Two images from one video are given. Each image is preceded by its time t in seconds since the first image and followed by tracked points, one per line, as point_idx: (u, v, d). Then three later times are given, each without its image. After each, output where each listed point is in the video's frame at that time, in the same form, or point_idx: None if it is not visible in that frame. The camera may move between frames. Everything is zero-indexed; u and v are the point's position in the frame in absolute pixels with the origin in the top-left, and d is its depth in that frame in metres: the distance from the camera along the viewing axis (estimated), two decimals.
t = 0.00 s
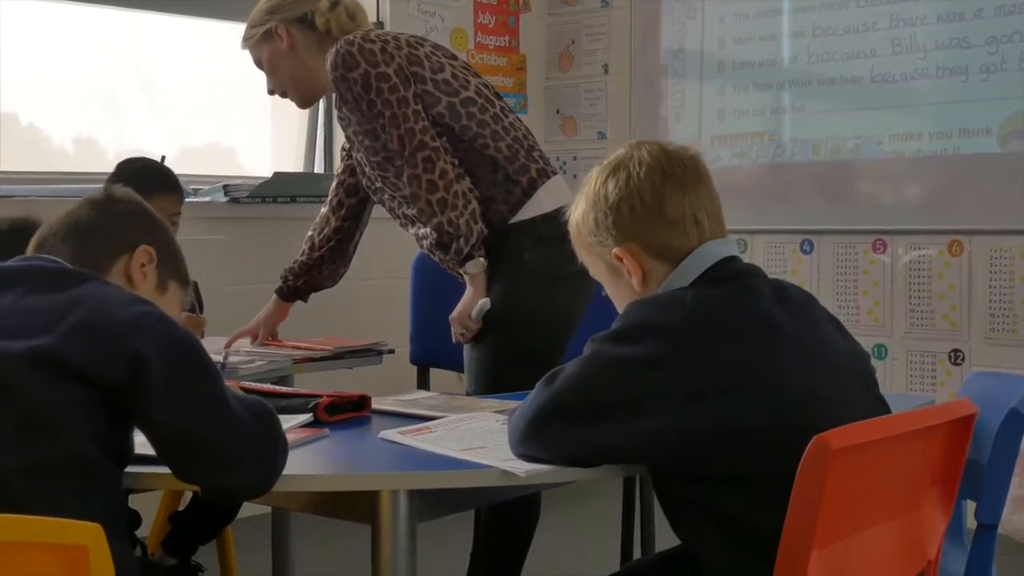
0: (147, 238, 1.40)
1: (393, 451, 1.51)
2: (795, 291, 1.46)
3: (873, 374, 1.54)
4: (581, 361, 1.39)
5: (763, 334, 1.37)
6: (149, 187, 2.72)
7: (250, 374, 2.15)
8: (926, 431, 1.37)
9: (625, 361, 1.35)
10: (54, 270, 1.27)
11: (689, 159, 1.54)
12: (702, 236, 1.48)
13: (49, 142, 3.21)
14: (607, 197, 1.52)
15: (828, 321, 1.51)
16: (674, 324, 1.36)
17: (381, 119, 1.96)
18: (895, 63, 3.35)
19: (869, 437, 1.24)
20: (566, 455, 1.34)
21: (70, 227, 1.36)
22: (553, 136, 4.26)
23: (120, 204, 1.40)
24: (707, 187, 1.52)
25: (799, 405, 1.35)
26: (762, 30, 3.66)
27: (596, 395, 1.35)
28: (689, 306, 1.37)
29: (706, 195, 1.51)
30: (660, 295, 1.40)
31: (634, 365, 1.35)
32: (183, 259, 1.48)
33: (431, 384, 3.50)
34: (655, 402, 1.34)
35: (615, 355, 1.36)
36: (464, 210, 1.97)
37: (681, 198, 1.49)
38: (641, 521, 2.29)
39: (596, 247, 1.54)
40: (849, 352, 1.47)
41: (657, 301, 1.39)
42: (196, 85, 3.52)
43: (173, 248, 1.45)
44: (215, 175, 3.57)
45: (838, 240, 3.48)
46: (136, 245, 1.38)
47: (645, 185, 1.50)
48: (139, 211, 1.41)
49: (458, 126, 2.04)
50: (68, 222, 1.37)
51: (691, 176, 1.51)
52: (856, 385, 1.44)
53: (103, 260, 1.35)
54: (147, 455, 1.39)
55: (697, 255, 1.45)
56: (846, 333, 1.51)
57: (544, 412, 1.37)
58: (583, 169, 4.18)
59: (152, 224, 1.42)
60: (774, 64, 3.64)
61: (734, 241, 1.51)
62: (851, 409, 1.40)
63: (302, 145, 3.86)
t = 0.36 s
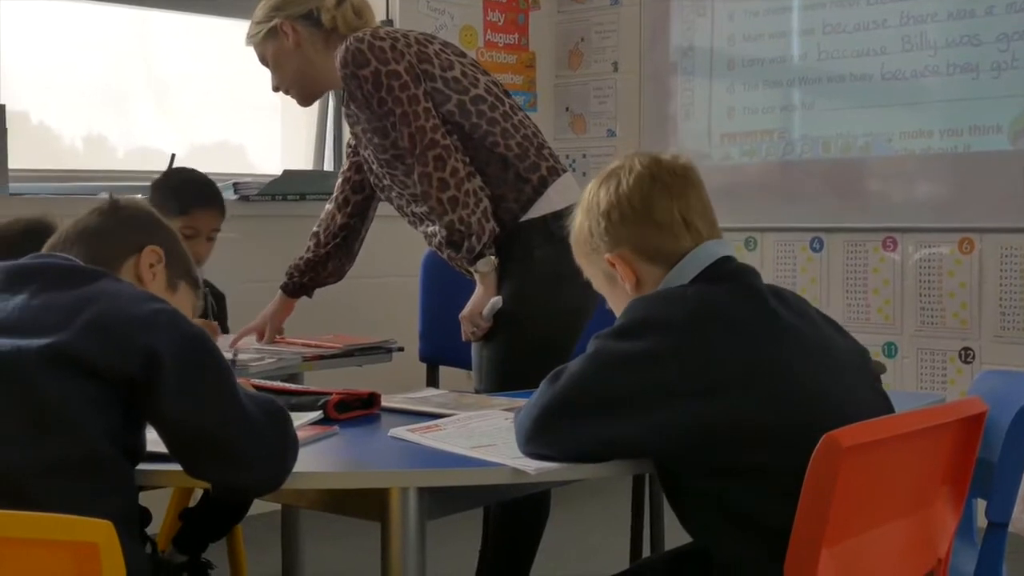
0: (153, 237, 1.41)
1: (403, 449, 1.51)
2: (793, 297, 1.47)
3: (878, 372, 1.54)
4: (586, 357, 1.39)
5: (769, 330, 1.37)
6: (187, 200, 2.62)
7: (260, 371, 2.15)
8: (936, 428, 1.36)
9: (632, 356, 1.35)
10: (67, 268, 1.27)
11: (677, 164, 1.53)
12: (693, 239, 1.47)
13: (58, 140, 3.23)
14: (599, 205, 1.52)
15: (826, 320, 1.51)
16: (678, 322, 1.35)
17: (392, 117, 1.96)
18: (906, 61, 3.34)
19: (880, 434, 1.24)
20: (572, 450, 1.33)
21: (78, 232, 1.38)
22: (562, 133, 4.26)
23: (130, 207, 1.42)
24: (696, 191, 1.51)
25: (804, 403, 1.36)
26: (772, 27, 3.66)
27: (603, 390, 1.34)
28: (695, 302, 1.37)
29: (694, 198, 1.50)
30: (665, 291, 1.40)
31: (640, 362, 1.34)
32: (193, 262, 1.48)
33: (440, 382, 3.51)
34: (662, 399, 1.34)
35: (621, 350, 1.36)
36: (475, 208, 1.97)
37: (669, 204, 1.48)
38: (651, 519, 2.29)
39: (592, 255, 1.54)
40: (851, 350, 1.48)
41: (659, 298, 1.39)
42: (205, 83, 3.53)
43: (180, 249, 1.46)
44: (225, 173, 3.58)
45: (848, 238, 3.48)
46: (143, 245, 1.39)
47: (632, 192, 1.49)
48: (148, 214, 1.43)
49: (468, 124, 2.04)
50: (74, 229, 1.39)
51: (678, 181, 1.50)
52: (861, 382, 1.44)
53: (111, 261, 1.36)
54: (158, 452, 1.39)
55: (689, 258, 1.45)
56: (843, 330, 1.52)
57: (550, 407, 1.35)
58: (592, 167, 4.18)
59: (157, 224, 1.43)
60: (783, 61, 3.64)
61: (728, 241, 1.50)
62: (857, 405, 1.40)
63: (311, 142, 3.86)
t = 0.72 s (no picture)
0: (162, 236, 1.41)
1: (413, 446, 1.51)
2: (804, 293, 1.46)
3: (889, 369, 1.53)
4: (597, 356, 1.38)
5: (780, 328, 1.37)
6: (212, 211, 2.62)
7: (271, 368, 2.16)
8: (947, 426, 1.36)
9: (644, 354, 1.35)
10: (77, 265, 1.27)
11: (691, 158, 1.53)
12: (707, 234, 1.47)
13: (69, 137, 3.24)
14: (612, 200, 1.52)
15: (839, 317, 1.51)
16: (689, 319, 1.35)
17: (402, 115, 1.96)
18: (917, 58, 3.33)
19: (891, 432, 1.24)
20: (584, 450, 1.33)
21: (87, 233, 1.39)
22: (572, 130, 4.27)
23: (135, 208, 1.43)
24: (709, 185, 1.50)
25: (816, 400, 1.36)
26: (783, 24, 3.65)
27: (616, 390, 1.35)
28: (706, 299, 1.37)
29: (708, 193, 1.50)
30: (676, 288, 1.40)
31: (650, 358, 1.34)
32: (201, 261, 1.49)
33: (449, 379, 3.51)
34: (673, 396, 1.34)
35: (632, 349, 1.36)
36: (486, 206, 1.97)
37: (682, 198, 1.48)
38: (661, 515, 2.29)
39: (604, 249, 1.54)
40: (863, 346, 1.47)
41: (670, 295, 1.39)
42: (216, 81, 3.54)
43: (189, 249, 1.46)
44: (236, 170, 3.59)
45: (858, 235, 3.48)
46: (151, 243, 1.39)
47: (646, 186, 1.49)
48: (153, 213, 1.43)
49: (479, 121, 2.04)
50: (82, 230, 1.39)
51: (692, 175, 1.50)
52: (873, 379, 1.44)
53: (119, 260, 1.37)
54: (171, 449, 1.39)
55: (703, 254, 1.45)
56: (857, 327, 1.51)
57: (561, 406, 1.35)
58: (602, 164, 4.19)
59: (166, 225, 1.43)
60: (794, 58, 3.63)
61: (741, 237, 1.50)
62: (870, 401, 1.40)
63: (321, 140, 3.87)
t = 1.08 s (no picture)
0: (176, 237, 1.42)
1: (423, 443, 1.51)
2: (813, 292, 1.46)
3: (900, 367, 1.53)
4: (608, 354, 1.38)
5: (791, 325, 1.37)
6: (230, 218, 2.62)
7: (281, 366, 2.16)
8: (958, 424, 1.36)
9: (656, 352, 1.34)
10: (91, 262, 1.28)
11: (698, 159, 1.53)
12: (716, 233, 1.47)
13: (80, 135, 3.24)
14: (620, 201, 1.51)
15: (849, 315, 1.50)
16: (700, 317, 1.35)
17: (414, 113, 1.96)
18: (928, 55, 3.33)
19: (903, 429, 1.24)
20: (595, 448, 1.32)
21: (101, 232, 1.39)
22: (582, 128, 4.27)
23: (150, 210, 1.43)
24: (717, 185, 1.51)
25: (827, 398, 1.35)
26: (794, 21, 3.65)
27: (627, 388, 1.34)
28: (717, 297, 1.36)
29: (715, 193, 1.50)
30: (686, 286, 1.40)
31: (661, 355, 1.34)
32: (214, 262, 1.49)
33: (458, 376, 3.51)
34: (684, 394, 1.34)
35: (644, 347, 1.35)
36: (498, 205, 1.97)
37: (691, 198, 1.48)
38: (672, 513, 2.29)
39: (611, 251, 1.54)
40: (873, 344, 1.47)
41: (681, 292, 1.38)
42: (226, 79, 3.54)
43: (202, 250, 1.46)
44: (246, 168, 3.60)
45: (869, 233, 3.47)
46: (167, 244, 1.40)
47: (653, 187, 1.49)
48: (167, 215, 1.44)
49: (489, 120, 2.04)
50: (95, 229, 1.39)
51: (698, 175, 1.50)
52: (885, 377, 1.44)
53: (134, 260, 1.37)
54: (182, 446, 1.39)
55: (713, 252, 1.44)
56: (866, 326, 1.51)
57: (572, 403, 1.35)
58: (611, 162, 4.19)
59: (179, 226, 1.44)
60: (805, 55, 3.63)
61: (750, 236, 1.50)
62: (881, 399, 1.40)
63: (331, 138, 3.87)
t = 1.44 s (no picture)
0: (190, 228, 1.42)
1: (434, 440, 1.51)
2: (824, 295, 1.46)
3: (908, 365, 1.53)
4: (619, 351, 1.38)
5: (801, 323, 1.37)
6: (246, 226, 2.62)
7: (291, 362, 2.16)
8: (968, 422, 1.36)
9: (667, 350, 1.34)
10: (101, 261, 1.28)
11: (722, 158, 1.52)
12: (729, 236, 1.47)
13: (91, 133, 3.25)
14: (638, 194, 1.51)
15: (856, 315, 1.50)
16: (711, 316, 1.35)
17: (427, 111, 1.96)
18: (940, 52, 3.32)
19: (912, 427, 1.23)
20: (606, 446, 1.32)
21: (114, 218, 1.38)
22: (592, 125, 4.27)
23: (162, 196, 1.42)
24: (737, 187, 1.50)
25: (837, 397, 1.35)
26: (804, 18, 3.64)
27: (639, 386, 1.34)
28: (728, 295, 1.36)
29: (734, 194, 1.49)
30: (697, 284, 1.39)
31: (671, 353, 1.34)
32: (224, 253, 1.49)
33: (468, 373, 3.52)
34: (695, 391, 1.33)
35: (656, 344, 1.35)
36: (512, 203, 1.97)
37: (709, 199, 1.47)
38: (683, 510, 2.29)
39: (626, 242, 1.54)
40: (881, 344, 1.47)
41: (693, 290, 1.38)
42: (237, 77, 3.54)
43: (214, 241, 1.46)
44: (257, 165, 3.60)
45: (879, 230, 3.46)
46: (180, 235, 1.40)
47: (673, 184, 1.48)
48: (181, 202, 1.43)
49: (502, 118, 2.03)
50: (108, 214, 1.38)
51: (720, 175, 1.49)
52: (894, 375, 1.44)
53: (148, 250, 1.37)
54: (192, 442, 1.39)
55: (723, 254, 1.44)
56: (874, 326, 1.51)
57: (584, 401, 1.35)
58: (621, 159, 4.19)
59: (192, 215, 1.44)
60: (815, 52, 3.62)
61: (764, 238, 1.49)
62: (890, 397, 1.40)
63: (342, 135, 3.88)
